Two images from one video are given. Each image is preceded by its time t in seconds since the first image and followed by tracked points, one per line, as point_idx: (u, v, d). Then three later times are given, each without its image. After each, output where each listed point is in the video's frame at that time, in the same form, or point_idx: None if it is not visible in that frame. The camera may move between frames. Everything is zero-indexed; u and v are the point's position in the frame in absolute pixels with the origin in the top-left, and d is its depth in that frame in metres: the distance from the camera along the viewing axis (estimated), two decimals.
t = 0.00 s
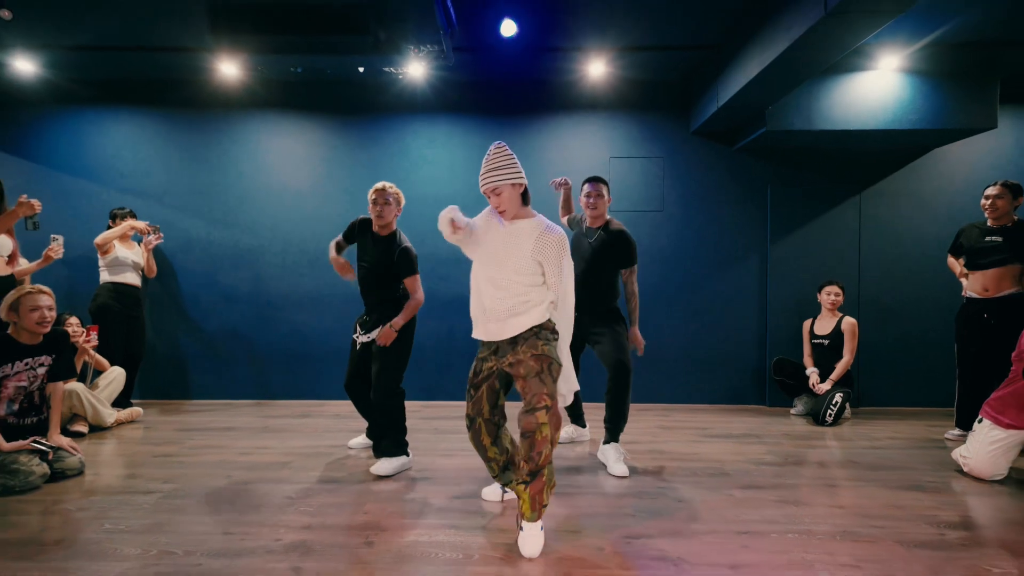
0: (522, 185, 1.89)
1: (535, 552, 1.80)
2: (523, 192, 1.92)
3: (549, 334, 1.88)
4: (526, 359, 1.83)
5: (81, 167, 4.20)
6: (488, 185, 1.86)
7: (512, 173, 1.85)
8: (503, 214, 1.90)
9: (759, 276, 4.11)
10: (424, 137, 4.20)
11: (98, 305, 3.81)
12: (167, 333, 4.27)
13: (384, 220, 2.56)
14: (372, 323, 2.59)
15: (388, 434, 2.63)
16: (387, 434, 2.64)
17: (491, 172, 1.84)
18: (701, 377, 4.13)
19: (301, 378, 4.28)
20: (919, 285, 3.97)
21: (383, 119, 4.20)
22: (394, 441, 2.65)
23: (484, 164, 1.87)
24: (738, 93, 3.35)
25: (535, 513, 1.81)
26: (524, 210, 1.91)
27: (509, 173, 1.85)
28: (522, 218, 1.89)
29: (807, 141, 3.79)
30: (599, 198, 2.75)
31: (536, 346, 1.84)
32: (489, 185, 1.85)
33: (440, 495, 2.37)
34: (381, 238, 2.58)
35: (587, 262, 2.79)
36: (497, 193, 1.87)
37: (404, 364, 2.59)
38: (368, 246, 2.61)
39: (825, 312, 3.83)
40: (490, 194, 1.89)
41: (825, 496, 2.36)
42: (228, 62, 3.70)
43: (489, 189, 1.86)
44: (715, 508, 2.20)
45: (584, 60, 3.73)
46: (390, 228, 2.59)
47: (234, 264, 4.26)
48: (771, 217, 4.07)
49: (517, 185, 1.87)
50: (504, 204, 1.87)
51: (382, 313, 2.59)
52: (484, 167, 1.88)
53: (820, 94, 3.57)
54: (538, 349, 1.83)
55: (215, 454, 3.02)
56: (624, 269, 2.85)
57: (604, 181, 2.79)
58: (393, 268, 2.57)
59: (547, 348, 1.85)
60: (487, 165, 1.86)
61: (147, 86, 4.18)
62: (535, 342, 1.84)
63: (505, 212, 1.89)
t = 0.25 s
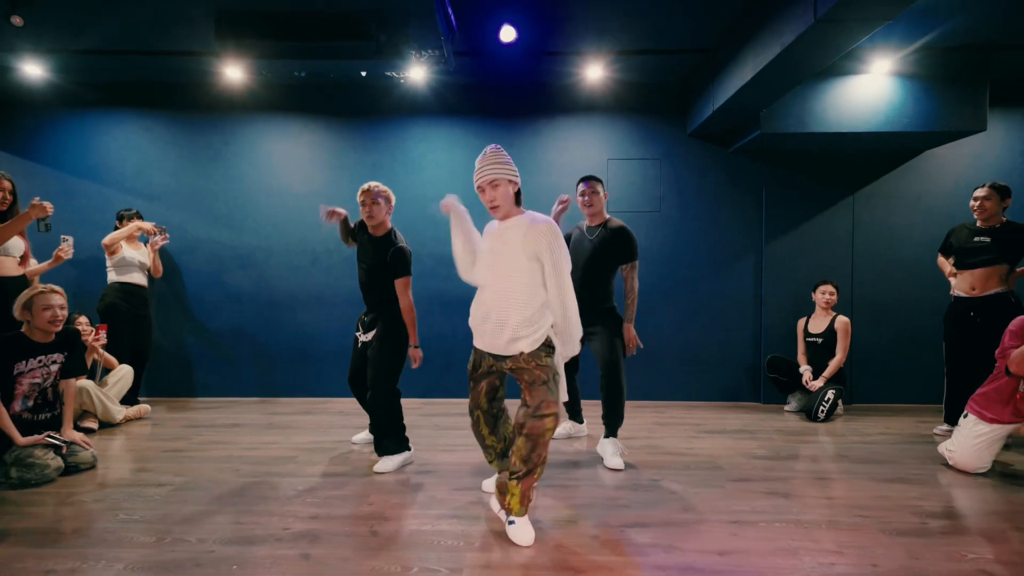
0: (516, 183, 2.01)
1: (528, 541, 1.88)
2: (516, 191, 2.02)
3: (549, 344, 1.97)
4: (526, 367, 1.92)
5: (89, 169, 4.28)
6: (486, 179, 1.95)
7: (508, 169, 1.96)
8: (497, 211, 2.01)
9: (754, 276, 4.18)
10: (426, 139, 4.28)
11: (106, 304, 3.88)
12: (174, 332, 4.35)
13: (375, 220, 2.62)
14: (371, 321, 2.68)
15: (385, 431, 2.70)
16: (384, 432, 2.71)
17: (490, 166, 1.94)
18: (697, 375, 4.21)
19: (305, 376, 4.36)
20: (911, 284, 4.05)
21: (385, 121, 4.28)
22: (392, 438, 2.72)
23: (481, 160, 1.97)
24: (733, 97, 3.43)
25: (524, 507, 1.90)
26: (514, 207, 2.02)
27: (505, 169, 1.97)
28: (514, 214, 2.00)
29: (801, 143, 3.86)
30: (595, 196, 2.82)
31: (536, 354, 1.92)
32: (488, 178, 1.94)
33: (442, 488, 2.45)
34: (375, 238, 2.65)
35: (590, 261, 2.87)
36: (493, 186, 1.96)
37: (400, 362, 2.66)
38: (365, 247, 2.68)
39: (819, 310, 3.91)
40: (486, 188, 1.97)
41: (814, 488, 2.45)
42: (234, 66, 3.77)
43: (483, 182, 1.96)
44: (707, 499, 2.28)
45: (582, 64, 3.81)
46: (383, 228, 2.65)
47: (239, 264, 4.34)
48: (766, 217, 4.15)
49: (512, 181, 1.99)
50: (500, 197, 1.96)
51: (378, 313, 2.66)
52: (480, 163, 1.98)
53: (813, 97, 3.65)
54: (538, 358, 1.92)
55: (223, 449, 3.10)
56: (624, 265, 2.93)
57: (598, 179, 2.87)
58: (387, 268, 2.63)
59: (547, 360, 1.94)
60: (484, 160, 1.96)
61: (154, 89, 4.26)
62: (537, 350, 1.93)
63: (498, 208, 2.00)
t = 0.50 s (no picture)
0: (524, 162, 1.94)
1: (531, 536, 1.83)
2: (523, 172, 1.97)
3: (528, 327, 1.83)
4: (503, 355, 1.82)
5: (96, 169, 4.36)
6: (499, 159, 1.88)
7: (520, 150, 1.91)
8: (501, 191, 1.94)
9: (749, 275, 4.27)
10: (427, 141, 4.36)
11: (114, 302, 3.96)
12: (180, 329, 4.43)
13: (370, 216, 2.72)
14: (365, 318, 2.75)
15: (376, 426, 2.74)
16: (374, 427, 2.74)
17: (503, 145, 1.87)
18: (693, 372, 4.29)
19: (309, 373, 4.44)
20: (902, 283, 4.14)
21: (387, 123, 4.36)
22: (385, 432, 2.76)
23: (489, 140, 1.91)
24: (728, 100, 3.51)
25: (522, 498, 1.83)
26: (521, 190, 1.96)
27: (515, 149, 1.91)
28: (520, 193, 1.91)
29: (795, 144, 3.94)
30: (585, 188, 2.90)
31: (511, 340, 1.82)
32: (502, 158, 1.87)
33: (443, 480, 2.53)
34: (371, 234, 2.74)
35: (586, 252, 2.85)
36: (506, 166, 1.89)
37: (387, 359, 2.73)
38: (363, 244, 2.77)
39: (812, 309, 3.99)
40: (497, 168, 1.89)
41: (803, 479, 2.53)
42: (239, 69, 3.85)
43: (494, 163, 1.89)
44: (699, 490, 2.36)
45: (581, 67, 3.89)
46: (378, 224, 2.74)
47: (244, 263, 4.42)
48: (761, 217, 4.23)
49: (521, 164, 1.93)
50: (511, 178, 1.90)
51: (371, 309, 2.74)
52: (489, 142, 1.90)
53: (806, 99, 3.73)
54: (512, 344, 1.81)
55: (230, 443, 3.18)
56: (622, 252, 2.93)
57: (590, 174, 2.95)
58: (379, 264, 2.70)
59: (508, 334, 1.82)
60: (494, 140, 1.89)
61: (160, 91, 4.33)
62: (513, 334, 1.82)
63: (505, 187, 1.92)
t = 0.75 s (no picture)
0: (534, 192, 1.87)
1: (525, 556, 1.77)
2: (533, 203, 1.89)
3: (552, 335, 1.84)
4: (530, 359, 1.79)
5: (107, 172, 4.44)
6: (506, 188, 1.81)
7: (528, 179, 1.83)
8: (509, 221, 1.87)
9: (747, 275, 4.35)
10: (431, 143, 4.44)
11: (125, 302, 4.04)
12: (188, 329, 4.51)
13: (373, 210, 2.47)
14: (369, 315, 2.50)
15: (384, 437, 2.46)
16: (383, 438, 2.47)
17: (511, 175, 1.80)
18: (691, 371, 4.37)
19: (315, 371, 4.52)
20: (898, 284, 4.22)
21: (392, 126, 4.44)
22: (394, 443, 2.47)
23: (498, 168, 1.83)
24: (726, 105, 3.59)
25: (514, 510, 1.76)
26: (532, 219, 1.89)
27: (524, 178, 1.83)
28: (533, 223, 1.84)
29: (791, 148, 4.03)
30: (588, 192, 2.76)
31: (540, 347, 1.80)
32: (509, 188, 1.80)
33: (450, 474, 2.61)
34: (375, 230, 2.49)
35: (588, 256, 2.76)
36: (513, 196, 1.82)
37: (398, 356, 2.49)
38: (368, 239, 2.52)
39: (809, 309, 4.07)
40: (505, 198, 1.83)
41: (799, 474, 2.61)
42: (248, 74, 3.93)
43: (501, 193, 1.83)
44: (698, 484, 2.44)
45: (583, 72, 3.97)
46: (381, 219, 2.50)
47: (252, 263, 4.51)
48: (759, 219, 4.31)
49: (531, 193, 1.86)
50: (519, 208, 1.83)
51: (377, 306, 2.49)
52: (496, 171, 1.83)
53: (803, 103, 3.80)
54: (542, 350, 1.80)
55: (240, 439, 3.26)
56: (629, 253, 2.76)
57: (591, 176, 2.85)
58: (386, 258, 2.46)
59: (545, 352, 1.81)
60: (502, 169, 1.82)
61: (170, 95, 4.41)
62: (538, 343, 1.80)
63: (513, 218, 1.85)
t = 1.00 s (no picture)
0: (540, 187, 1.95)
1: (537, 551, 1.81)
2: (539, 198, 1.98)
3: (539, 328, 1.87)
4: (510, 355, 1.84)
5: (116, 175, 4.51)
6: (513, 185, 1.88)
7: (534, 175, 1.90)
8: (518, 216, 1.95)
9: (746, 277, 4.41)
10: (434, 147, 4.51)
11: (133, 303, 4.10)
12: (195, 329, 4.57)
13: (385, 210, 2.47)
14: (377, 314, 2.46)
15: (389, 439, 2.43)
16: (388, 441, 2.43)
17: (517, 171, 1.87)
18: (690, 371, 4.44)
19: (319, 372, 4.58)
20: (894, 286, 4.28)
21: (396, 130, 4.50)
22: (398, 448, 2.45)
23: (504, 165, 1.90)
24: (725, 110, 3.65)
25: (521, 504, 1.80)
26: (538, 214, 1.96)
27: (530, 174, 1.90)
28: (540, 218, 1.92)
29: (789, 152, 4.09)
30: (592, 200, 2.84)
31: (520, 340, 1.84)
32: (517, 185, 1.87)
33: (454, 472, 2.67)
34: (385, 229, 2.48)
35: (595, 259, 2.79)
36: (521, 193, 1.89)
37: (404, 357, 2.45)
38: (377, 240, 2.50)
39: (806, 311, 4.14)
40: (513, 194, 1.90)
41: (795, 472, 2.67)
42: (255, 79, 3.99)
43: (509, 191, 1.90)
44: (696, 482, 2.51)
45: (585, 78, 4.04)
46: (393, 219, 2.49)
47: (257, 265, 4.57)
48: (758, 222, 4.37)
49: (537, 188, 1.93)
50: (527, 204, 1.90)
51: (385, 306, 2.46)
52: (503, 169, 1.90)
53: (800, 109, 3.87)
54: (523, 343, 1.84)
55: (247, 438, 3.33)
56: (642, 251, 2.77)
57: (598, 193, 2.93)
58: (396, 257, 2.44)
59: (535, 347, 1.85)
60: (509, 166, 1.88)
61: (178, 99, 4.48)
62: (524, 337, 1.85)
63: (522, 213, 1.93)
